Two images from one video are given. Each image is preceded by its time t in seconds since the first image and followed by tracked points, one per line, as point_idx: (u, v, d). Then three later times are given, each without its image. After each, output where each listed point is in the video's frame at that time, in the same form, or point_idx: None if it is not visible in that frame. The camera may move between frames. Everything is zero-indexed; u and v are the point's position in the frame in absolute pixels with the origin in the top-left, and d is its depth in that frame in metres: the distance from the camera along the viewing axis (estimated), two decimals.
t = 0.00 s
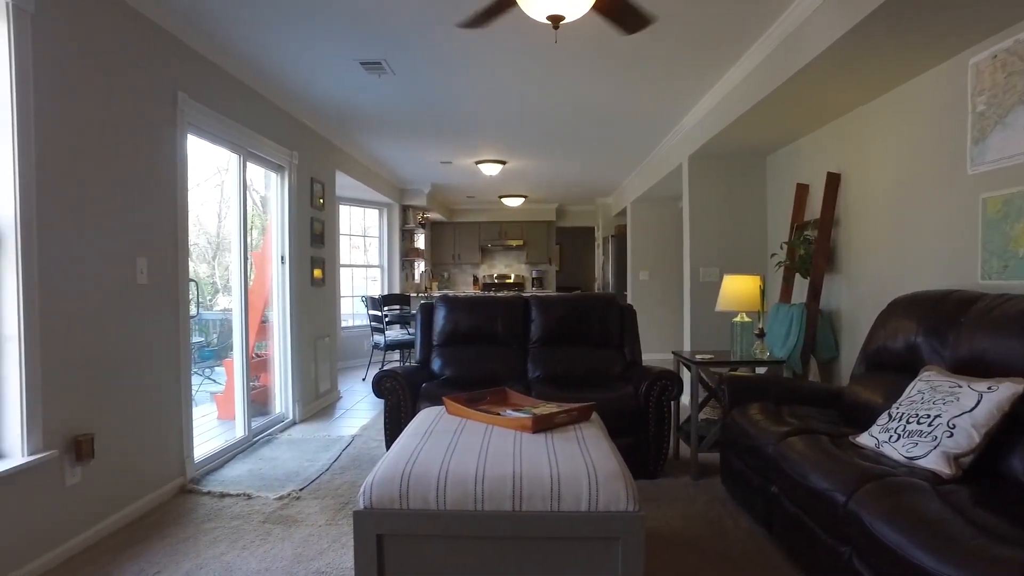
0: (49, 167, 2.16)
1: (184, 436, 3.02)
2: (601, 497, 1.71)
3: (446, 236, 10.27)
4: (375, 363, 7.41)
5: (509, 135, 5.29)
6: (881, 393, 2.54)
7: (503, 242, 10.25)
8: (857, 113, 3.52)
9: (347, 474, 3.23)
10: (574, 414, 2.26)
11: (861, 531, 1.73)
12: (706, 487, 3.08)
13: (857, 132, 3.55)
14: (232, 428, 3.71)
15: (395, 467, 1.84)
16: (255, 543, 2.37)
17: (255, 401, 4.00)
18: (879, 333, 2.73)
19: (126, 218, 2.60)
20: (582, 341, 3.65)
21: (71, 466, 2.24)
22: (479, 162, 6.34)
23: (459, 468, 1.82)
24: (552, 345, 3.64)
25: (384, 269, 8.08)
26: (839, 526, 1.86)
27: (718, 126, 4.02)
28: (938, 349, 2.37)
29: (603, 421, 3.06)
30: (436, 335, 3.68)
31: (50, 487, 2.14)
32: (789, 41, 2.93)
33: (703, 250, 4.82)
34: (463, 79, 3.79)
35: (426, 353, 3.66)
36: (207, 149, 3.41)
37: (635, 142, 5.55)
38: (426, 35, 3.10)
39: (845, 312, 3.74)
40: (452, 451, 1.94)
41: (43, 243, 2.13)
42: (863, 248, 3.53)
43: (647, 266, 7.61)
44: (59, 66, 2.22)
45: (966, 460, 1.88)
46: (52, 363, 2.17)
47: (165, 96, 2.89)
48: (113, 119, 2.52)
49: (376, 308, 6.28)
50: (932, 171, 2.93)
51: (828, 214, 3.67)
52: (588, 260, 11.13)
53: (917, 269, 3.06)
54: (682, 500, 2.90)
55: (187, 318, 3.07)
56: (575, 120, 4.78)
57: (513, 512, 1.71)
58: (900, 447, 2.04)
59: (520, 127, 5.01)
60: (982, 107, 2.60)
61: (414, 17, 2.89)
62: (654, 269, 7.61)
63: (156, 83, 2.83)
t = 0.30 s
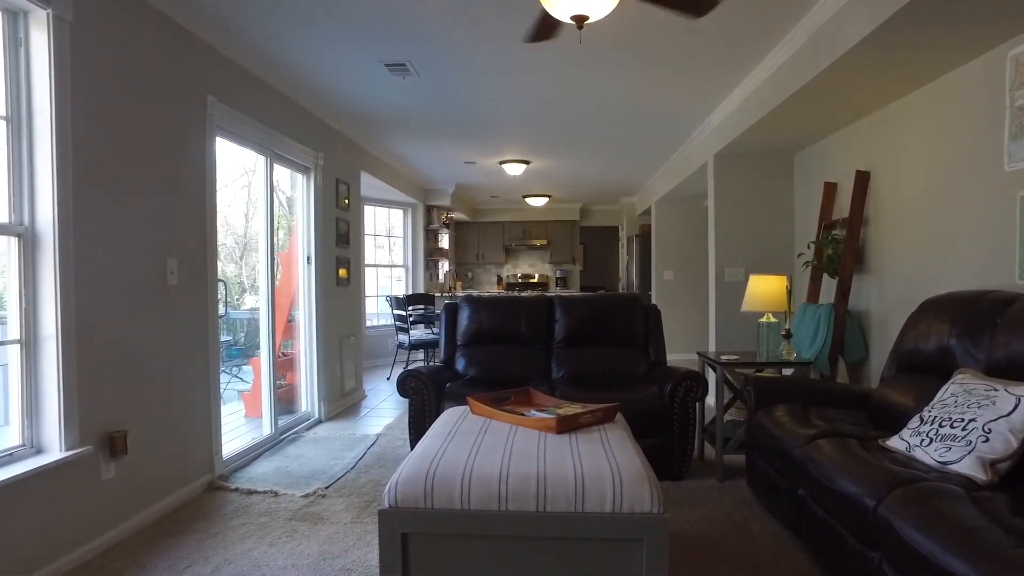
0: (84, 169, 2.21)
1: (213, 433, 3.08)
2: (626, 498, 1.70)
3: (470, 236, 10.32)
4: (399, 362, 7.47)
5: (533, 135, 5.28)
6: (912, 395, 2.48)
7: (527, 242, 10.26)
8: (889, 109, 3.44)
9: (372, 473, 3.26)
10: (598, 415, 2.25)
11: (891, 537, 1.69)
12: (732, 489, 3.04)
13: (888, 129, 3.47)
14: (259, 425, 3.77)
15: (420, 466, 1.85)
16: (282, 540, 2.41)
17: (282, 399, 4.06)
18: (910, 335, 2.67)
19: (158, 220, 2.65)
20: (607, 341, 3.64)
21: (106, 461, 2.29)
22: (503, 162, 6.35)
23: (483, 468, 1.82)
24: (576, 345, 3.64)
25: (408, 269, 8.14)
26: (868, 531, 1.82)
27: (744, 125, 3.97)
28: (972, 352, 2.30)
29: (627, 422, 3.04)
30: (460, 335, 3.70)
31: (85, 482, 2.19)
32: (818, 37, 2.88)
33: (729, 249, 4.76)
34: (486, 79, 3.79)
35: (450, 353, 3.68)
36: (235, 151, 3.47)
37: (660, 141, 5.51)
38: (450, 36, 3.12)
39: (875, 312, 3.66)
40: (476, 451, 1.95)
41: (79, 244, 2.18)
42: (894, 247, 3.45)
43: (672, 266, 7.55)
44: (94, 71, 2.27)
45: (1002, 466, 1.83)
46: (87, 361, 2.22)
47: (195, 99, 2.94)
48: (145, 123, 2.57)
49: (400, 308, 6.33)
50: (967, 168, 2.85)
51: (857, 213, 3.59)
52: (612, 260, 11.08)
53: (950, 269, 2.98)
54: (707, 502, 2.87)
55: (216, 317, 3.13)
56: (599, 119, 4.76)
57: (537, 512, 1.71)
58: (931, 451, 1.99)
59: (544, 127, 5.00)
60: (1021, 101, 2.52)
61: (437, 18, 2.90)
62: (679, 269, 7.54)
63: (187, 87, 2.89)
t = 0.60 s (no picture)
0: (120, 172, 2.27)
1: (243, 431, 3.13)
2: (654, 501, 1.68)
3: (497, 235, 10.35)
4: (425, 361, 7.51)
5: (558, 134, 5.27)
6: (949, 399, 2.41)
7: (552, 241, 10.25)
8: (924, 104, 3.35)
9: (399, 472, 3.28)
10: (625, 416, 2.23)
11: (927, 544, 1.64)
12: (761, 492, 2.99)
13: (922, 124, 3.37)
14: (287, 424, 3.82)
15: (447, 467, 1.85)
16: (310, 537, 2.44)
17: (310, 398, 4.11)
18: (947, 336, 2.59)
19: (190, 222, 2.71)
20: (634, 341, 3.62)
21: (141, 458, 2.34)
22: (529, 162, 6.34)
23: (510, 469, 1.81)
24: (602, 346, 3.63)
25: (434, 269, 8.19)
26: (903, 538, 1.77)
27: (773, 123, 3.91)
28: (1012, 354, 2.22)
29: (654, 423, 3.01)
30: (487, 335, 3.71)
31: (121, 478, 2.25)
32: (851, 32, 2.82)
33: (758, 249, 4.68)
34: (510, 79, 3.79)
35: (476, 353, 3.69)
36: (264, 153, 3.52)
37: (687, 139, 5.44)
38: (474, 37, 3.12)
39: (909, 313, 3.56)
40: (503, 452, 1.94)
41: (115, 245, 2.23)
42: (930, 247, 3.35)
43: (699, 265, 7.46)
44: (131, 77, 2.33)
45: None
46: (123, 360, 2.27)
47: (226, 103, 3.00)
48: (178, 127, 2.63)
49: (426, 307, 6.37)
50: (1007, 164, 2.75)
51: (890, 211, 3.50)
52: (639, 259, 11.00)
53: (989, 268, 2.88)
54: (735, 504, 2.83)
55: (246, 316, 3.18)
56: (625, 119, 4.73)
57: (565, 514, 1.70)
58: (971, 458, 1.93)
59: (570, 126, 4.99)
60: None
61: (462, 18, 2.90)
62: (707, 268, 7.45)
63: (219, 91, 2.94)
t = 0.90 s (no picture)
0: (155, 176, 2.31)
1: (273, 430, 3.17)
2: (684, 506, 1.65)
3: (525, 235, 10.35)
4: (453, 361, 7.54)
5: (586, 134, 5.23)
6: (993, 403, 2.31)
7: (580, 241, 10.20)
8: (966, 98, 3.23)
9: (427, 472, 3.29)
10: (655, 418, 2.20)
11: (972, 556, 1.57)
12: (794, 497, 2.92)
13: (964, 119, 3.25)
14: (317, 422, 3.87)
15: (475, 468, 1.84)
16: (339, 536, 2.45)
17: (339, 397, 4.16)
18: (991, 338, 2.49)
19: (222, 223, 2.75)
20: (663, 342, 3.57)
21: (175, 456, 2.38)
22: (557, 162, 6.31)
23: (538, 471, 1.79)
24: (631, 347, 3.59)
25: (462, 269, 8.22)
26: (946, 549, 1.70)
27: (806, 120, 3.81)
28: None
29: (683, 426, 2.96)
30: (515, 335, 3.70)
31: (156, 474, 2.30)
32: (889, 25, 2.73)
33: (791, 248, 4.58)
34: (537, 78, 3.77)
35: (504, 353, 3.68)
36: (294, 154, 3.57)
37: (718, 137, 5.36)
38: (501, 37, 3.12)
39: (949, 314, 3.44)
40: (532, 454, 1.92)
41: (150, 247, 2.28)
42: (971, 246, 3.23)
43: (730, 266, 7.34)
44: (165, 82, 2.38)
45: None
46: (158, 359, 2.32)
47: (257, 105, 3.04)
48: (211, 130, 2.67)
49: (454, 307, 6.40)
50: None
51: (929, 209, 3.39)
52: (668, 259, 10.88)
53: None
54: (767, 509, 2.76)
55: (276, 316, 3.23)
56: (654, 117, 4.67)
57: (594, 517, 1.67)
58: (1019, 467, 1.84)
59: (598, 125, 4.95)
60: None
61: (488, 18, 2.89)
62: (737, 268, 7.32)
63: (250, 95, 2.99)
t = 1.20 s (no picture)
0: (191, 178, 2.36)
1: (306, 428, 3.21)
2: (719, 513, 1.60)
3: (557, 234, 10.31)
4: (484, 360, 7.56)
5: (618, 132, 5.18)
6: None
7: (613, 240, 10.12)
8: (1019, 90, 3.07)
9: (457, 472, 3.29)
10: (689, 421, 2.15)
11: None
12: (833, 503, 2.83)
13: (1016, 112, 3.10)
14: (349, 421, 3.91)
15: (506, 470, 1.81)
16: (370, 535, 2.47)
17: (372, 396, 4.20)
18: None
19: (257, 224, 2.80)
20: (697, 343, 3.50)
21: (210, 453, 2.44)
22: (589, 161, 6.25)
23: (569, 474, 1.76)
24: (664, 348, 3.53)
25: (494, 269, 8.24)
26: (997, 563, 1.61)
27: (846, 115, 3.69)
28: None
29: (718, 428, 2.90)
30: (546, 335, 3.67)
31: (193, 471, 2.35)
32: (936, 14, 2.61)
33: (830, 247, 4.44)
34: (566, 76, 3.73)
35: (535, 353, 3.66)
36: (328, 156, 3.62)
37: (754, 134, 5.24)
38: (533, 35, 3.09)
39: (1000, 315, 3.29)
40: (563, 456, 1.89)
41: (186, 247, 2.33)
42: None
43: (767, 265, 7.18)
44: (201, 85, 2.42)
45: None
46: (194, 357, 2.37)
47: (290, 107, 3.08)
48: (245, 132, 2.72)
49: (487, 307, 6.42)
50: None
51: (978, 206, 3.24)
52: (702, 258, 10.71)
53: None
54: (805, 515, 2.68)
55: (310, 315, 3.28)
56: (688, 114, 4.59)
57: (625, 522, 1.64)
58: None
59: (631, 123, 4.89)
60: None
61: (515, 16, 2.87)
62: (774, 267, 7.15)
63: (284, 98, 3.03)
